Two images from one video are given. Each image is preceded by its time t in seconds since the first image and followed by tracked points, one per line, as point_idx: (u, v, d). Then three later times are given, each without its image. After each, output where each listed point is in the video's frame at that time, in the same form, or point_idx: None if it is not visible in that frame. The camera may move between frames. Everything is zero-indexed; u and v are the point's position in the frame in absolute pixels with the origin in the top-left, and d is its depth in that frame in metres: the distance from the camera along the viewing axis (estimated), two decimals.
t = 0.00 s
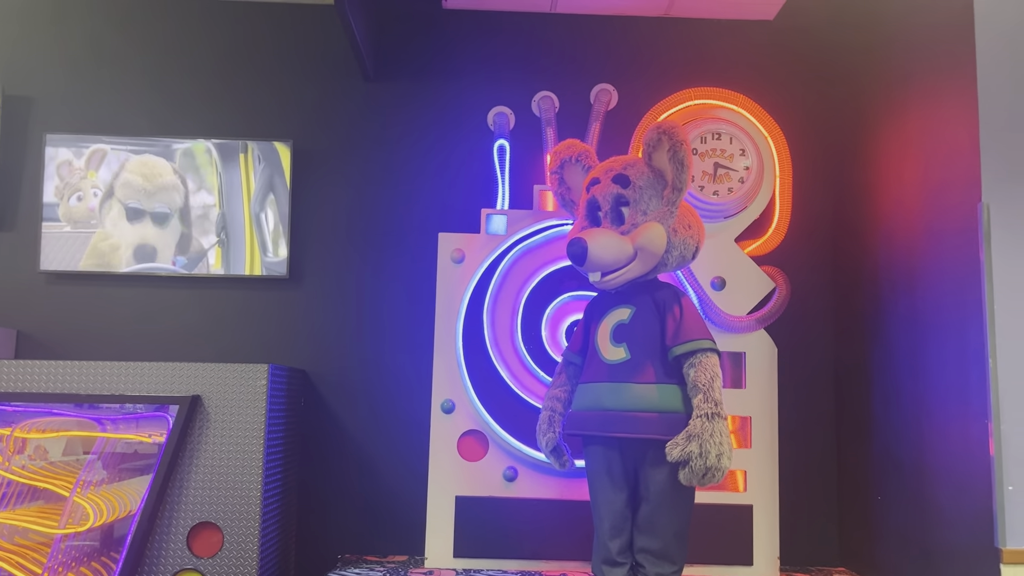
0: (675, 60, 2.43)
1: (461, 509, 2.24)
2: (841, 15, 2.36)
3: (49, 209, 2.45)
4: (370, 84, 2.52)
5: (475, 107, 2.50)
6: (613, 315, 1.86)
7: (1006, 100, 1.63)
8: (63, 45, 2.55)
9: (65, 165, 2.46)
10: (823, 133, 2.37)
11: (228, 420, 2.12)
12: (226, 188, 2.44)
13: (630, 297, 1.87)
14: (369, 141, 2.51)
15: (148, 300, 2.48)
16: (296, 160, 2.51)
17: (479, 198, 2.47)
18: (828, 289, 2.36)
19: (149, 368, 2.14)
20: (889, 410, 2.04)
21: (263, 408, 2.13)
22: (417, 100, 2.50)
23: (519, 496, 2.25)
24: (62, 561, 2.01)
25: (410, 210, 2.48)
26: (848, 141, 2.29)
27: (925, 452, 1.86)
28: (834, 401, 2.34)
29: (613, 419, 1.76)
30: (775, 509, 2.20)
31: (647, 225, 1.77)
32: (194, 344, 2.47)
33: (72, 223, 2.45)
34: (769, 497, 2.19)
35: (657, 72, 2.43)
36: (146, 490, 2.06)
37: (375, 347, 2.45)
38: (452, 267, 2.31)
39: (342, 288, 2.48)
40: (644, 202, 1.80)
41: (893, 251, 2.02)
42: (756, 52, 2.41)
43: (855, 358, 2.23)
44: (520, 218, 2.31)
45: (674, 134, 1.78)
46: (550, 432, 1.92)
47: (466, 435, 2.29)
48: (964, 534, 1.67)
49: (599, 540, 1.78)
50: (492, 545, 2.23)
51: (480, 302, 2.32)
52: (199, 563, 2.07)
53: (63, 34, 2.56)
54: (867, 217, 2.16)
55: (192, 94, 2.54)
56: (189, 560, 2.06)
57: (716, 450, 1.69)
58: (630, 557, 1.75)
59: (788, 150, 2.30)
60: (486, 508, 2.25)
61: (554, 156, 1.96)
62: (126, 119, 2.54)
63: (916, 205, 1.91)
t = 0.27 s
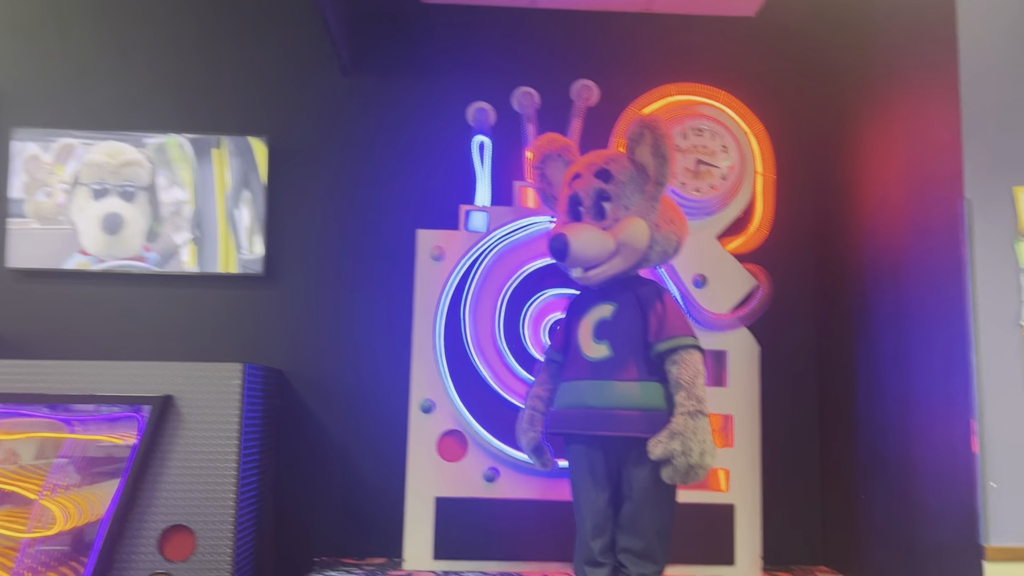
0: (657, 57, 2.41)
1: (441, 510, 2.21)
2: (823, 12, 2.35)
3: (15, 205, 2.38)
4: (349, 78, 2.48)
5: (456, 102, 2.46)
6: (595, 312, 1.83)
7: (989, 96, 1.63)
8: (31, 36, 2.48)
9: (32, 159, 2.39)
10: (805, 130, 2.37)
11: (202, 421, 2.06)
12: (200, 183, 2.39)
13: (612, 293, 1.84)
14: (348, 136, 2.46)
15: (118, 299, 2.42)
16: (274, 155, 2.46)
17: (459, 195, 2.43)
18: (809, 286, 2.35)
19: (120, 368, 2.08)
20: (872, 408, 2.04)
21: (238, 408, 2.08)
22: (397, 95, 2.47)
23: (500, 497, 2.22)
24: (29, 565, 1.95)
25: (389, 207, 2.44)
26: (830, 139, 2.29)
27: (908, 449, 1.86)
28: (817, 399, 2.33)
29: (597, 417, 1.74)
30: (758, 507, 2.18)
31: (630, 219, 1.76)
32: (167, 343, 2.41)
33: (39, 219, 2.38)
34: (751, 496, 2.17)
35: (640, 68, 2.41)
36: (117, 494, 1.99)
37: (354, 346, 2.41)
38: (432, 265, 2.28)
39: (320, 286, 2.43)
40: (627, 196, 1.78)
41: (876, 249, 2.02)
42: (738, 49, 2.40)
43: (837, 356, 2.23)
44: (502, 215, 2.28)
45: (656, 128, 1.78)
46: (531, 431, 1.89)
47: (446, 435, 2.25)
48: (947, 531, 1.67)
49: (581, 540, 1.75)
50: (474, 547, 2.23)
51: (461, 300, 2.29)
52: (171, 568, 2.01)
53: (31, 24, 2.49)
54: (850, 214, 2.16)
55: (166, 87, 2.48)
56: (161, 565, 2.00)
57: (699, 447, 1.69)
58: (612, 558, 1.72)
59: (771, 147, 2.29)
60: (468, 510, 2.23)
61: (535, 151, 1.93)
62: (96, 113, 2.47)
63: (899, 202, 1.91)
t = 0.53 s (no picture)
0: (636, 55, 2.37)
1: (416, 521, 2.15)
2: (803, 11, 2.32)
3: None
4: (322, 75, 2.40)
5: (431, 100, 2.40)
6: (573, 313, 1.78)
7: (974, 93, 1.60)
8: None
9: None
10: (785, 130, 2.33)
11: (165, 428, 1.97)
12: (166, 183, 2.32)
13: (591, 295, 1.79)
14: (319, 135, 2.39)
15: (78, 302, 2.32)
16: (242, 154, 2.38)
17: (435, 194, 2.37)
18: (791, 288, 2.31)
19: (78, 374, 1.98)
20: (855, 412, 2.00)
21: (202, 416, 1.99)
22: (371, 93, 2.40)
23: (475, 506, 2.15)
24: None
25: (362, 207, 2.37)
26: (811, 139, 2.25)
27: (893, 454, 1.82)
28: (799, 404, 2.29)
29: (575, 422, 1.68)
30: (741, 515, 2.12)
31: (609, 218, 1.70)
32: (128, 349, 2.31)
33: None
34: (734, 503, 2.11)
35: (619, 67, 2.37)
36: (73, 505, 1.90)
37: (325, 351, 2.33)
38: (406, 267, 2.21)
39: (290, 289, 2.35)
40: (605, 194, 1.72)
41: (859, 250, 1.98)
42: (718, 48, 2.36)
43: (819, 359, 2.19)
44: (478, 215, 2.21)
45: (636, 123, 1.72)
46: (507, 437, 1.82)
47: (421, 442, 2.18)
48: (934, 537, 1.63)
49: (558, 551, 1.68)
50: (451, 558, 2.17)
51: (437, 302, 2.25)
52: None
53: None
54: (832, 214, 2.12)
55: (129, 83, 2.39)
56: None
57: (681, 453, 1.60)
58: (592, 569, 1.66)
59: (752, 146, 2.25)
60: (443, 519, 2.17)
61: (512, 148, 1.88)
62: (55, 109, 2.37)
63: (882, 202, 1.88)
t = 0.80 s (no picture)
0: (619, 59, 2.28)
1: (385, 549, 2.01)
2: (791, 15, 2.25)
3: None
4: (291, 77, 2.30)
5: (405, 105, 2.30)
6: (551, 326, 1.67)
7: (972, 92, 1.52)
8: None
9: None
10: (774, 136, 2.25)
11: (115, 451, 1.83)
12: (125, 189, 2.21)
13: (570, 306, 1.68)
14: (288, 141, 2.28)
15: (28, 316, 2.18)
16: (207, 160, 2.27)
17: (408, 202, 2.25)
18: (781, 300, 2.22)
19: (21, 392, 1.84)
20: (849, 430, 1.90)
21: (155, 438, 1.85)
22: (343, 97, 2.30)
23: (450, 532, 2.02)
24: None
25: (333, 216, 2.26)
26: (802, 146, 2.17)
27: (891, 475, 1.71)
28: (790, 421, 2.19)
29: (553, 443, 1.56)
30: (730, 539, 2.02)
31: (588, 224, 1.61)
32: (81, 365, 2.17)
33: None
34: (722, 526, 2.02)
35: (602, 70, 2.28)
36: (14, 534, 1.77)
37: (292, 368, 2.20)
38: (376, 279, 2.09)
39: (255, 302, 2.22)
40: (585, 199, 1.63)
41: (852, 260, 1.89)
42: (704, 51, 2.28)
43: (811, 375, 2.09)
44: (454, 223, 2.11)
45: (617, 123, 1.63)
46: (481, 459, 1.71)
47: (392, 464, 2.05)
48: (936, 565, 1.52)
49: None
50: None
51: (409, 317, 2.11)
52: None
53: None
54: (824, 223, 2.04)
55: (86, 85, 2.27)
56: None
57: (667, 476, 1.51)
58: None
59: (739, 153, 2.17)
60: (414, 547, 2.03)
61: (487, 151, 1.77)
62: (8, 113, 2.25)
63: (877, 209, 1.79)
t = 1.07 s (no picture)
0: (602, 59, 2.18)
1: None
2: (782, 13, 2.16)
3: None
4: (258, 76, 2.18)
5: (378, 106, 2.18)
6: (529, 339, 1.54)
7: (977, 88, 1.42)
8: None
9: None
10: (764, 140, 2.15)
11: (56, 476, 1.68)
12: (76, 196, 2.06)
13: (548, 318, 1.56)
14: (252, 143, 2.15)
15: None
16: (167, 162, 2.14)
17: (381, 208, 2.13)
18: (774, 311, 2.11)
19: None
20: (848, 449, 1.78)
21: (101, 462, 1.70)
22: (313, 97, 2.17)
23: (423, 560, 1.88)
24: None
25: (300, 222, 2.13)
26: (792, 149, 2.07)
27: (894, 498, 1.60)
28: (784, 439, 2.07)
29: (530, 467, 1.43)
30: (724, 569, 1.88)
31: (568, 229, 1.49)
32: (27, 383, 2.03)
33: None
34: (714, 554, 1.88)
35: (585, 70, 2.17)
36: None
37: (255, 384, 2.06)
38: (344, 288, 1.96)
39: (216, 314, 2.09)
40: (564, 201, 1.52)
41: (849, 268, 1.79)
42: (691, 51, 2.18)
43: (806, 390, 1.98)
44: (428, 230, 1.97)
45: (599, 120, 1.51)
46: (454, 484, 1.57)
47: (360, 487, 1.91)
48: None
49: None
50: None
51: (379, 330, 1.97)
52: None
53: None
54: (819, 230, 1.93)
55: (37, 84, 2.14)
56: None
57: (653, 504, 1.37)
58: None
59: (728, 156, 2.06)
60: None
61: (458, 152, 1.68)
62: None
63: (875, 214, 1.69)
